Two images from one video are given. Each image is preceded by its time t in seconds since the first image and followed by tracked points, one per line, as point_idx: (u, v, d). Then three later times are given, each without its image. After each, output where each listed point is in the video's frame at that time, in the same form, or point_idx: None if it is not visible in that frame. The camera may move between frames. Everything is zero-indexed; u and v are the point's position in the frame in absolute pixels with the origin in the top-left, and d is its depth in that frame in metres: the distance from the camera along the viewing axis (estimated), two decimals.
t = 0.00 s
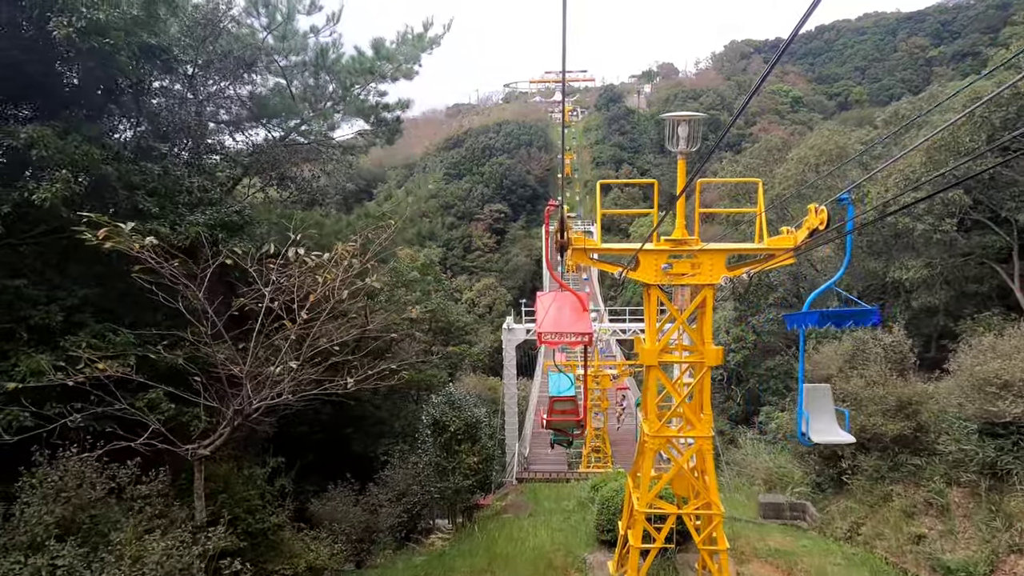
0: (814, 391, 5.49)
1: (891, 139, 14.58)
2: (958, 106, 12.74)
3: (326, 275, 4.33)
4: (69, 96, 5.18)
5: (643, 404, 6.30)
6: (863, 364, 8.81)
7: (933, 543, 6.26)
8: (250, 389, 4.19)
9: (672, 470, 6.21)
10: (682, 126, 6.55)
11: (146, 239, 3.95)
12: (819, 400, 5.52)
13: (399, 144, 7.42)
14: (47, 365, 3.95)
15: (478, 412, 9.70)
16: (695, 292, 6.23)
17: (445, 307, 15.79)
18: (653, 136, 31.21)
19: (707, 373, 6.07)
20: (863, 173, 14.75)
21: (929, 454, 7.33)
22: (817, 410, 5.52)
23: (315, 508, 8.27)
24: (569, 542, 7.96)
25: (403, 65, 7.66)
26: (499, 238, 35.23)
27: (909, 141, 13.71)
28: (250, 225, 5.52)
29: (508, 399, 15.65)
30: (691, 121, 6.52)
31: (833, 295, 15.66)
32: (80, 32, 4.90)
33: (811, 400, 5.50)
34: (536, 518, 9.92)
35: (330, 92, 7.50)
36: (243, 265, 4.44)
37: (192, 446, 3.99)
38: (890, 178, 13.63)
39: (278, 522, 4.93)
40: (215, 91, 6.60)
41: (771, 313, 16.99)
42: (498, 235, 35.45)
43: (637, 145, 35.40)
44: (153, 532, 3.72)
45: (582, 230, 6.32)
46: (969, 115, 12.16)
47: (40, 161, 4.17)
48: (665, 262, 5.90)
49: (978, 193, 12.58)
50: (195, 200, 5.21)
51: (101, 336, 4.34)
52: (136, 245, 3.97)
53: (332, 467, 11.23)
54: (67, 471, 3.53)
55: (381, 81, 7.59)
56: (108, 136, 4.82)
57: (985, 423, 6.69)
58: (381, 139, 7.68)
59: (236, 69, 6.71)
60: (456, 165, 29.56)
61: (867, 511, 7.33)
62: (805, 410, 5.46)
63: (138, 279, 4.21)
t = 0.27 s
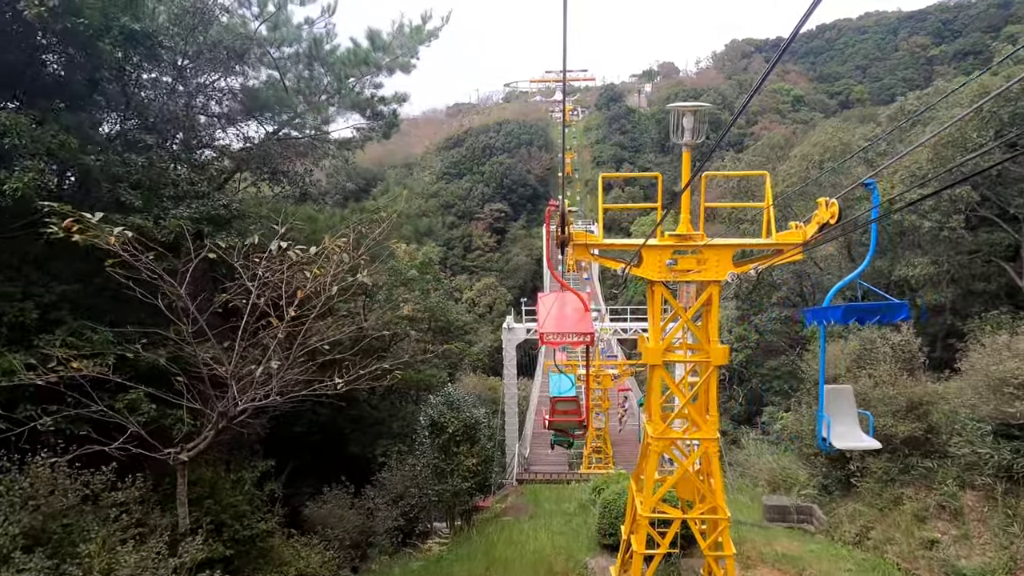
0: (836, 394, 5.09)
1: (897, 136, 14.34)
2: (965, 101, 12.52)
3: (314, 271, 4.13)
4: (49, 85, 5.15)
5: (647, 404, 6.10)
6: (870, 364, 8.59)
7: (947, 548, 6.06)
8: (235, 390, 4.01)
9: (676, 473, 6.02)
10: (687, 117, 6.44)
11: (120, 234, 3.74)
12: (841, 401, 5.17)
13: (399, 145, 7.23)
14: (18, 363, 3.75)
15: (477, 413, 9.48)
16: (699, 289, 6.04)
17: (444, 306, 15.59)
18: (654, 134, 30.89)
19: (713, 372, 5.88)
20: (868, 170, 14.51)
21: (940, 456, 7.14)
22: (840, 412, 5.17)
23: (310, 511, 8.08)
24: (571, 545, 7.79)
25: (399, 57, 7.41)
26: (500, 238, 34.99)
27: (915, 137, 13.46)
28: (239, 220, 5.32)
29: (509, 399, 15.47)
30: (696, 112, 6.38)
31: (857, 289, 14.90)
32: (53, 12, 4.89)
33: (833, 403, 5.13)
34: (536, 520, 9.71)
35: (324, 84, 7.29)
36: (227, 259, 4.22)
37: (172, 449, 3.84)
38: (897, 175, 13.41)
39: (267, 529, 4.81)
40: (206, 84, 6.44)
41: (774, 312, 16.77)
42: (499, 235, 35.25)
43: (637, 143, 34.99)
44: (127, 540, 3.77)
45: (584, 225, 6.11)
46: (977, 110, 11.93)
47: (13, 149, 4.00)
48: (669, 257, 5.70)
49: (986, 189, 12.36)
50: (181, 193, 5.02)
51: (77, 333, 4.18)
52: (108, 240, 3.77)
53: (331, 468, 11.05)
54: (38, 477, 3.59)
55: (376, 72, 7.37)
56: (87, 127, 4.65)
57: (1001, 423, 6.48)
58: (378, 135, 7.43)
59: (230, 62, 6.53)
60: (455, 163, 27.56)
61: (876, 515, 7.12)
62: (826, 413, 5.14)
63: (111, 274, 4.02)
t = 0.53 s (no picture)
0: (857, 400, 5.15)
1: (903, 133, 14.15)
2: (973, 95, 12.31)
3: (301, 265, 3.93)
4: (23, 69, 4.88)
5: (650, 405, 5.89)
6: (879, 363, 8.39)
7: (961, 554, 5.86)
8: (217, 391, 3.80)
9: (681, 476, 5.80)
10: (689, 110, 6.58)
11: (89, 225, 3.57)
12: (864, 405, 5.17)
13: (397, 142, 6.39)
14: None
15: (476, 414, 9.23)
16: (704, 286, 5.83)
17: (443, 305, 15.39)
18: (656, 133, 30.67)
19: (719, 371, 5.67)
20: (873, 167, 14.32)
21: (952, 458, 6.94)
22: (863, 417, 5.16)
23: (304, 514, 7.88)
24: (571, 549, 7.61)
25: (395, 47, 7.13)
26: (500, 238, 34.79)
27: (921, 133, 13.26)
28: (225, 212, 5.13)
29: (509, 399, 15.30)
30: (699, 103, 6.40)
31: (883, 282, 14.29)
32: None
33: (856, 409, 5.16)
34: (535, 523, 9.49)
35: (316, 72, 7.03)
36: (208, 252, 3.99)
37: (148, 453, 3.67)
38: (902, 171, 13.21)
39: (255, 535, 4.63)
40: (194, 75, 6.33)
41: (777, 312, 16.57)
42: (500, 234, 35.09)
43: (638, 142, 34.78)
44: (100, 550, 3.70)
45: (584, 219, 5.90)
46: (985, 106, 11.74)
47: None
48: (673, 252, 5.48)
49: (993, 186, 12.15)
50: (164, 184, 4.84)
51: (50, 332, 4.01)
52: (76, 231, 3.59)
53: (328, 469, 10.84)
54: (3, 484, 3.53)
55: (371, 63, 7.10)
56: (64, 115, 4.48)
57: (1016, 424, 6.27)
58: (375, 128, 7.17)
59: (219, 51, 6.44)
60: (455, 162, 27.45)
61: (885, 519, 6.92)
62: (849, 416, 5.13)
63: (82, 267, 3.87)
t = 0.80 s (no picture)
0: (883, 405, 4.96)
1: (908, 129, 13.96)
2: (980, 91, 12.11)
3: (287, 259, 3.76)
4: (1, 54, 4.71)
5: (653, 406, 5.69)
6: (886, 363, 8.20)
7: (976, 560, 5.65)
8: (197, 392, 3.61)
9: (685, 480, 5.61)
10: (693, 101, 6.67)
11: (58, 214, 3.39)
12: (892, 411, 4.97)
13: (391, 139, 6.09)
14: None
15: (474, 415, 9.12)
16: (709, 283, 5.64)
17: (442, 304, 15.20)
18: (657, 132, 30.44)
19: (724, 371, 5.47)
20: (878, 164, 14.12)
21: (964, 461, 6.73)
22: (891, 423, 4.96)
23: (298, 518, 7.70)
24: (572, 554, 7.43)
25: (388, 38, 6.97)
26: (500, 237, 34.49)
27: (925, 130, 13.10)
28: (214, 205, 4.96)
29: (508, 399, 15.12)
30: (705, 93, 6.56)
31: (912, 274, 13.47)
32: None
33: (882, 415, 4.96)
34: (534, 527, 9.30)
35: (309, 64, 6.90)
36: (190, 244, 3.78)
37: (123, 456, 3.48)
38: (907, 168, 13.02)
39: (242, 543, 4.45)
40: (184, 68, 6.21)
41: (780, 311, 16.36)
42: (500, 234, 34.88)
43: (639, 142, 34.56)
44: (70, 561, 3.53)
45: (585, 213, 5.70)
46: (994, 101, 11.58)
47: None
48: (677, 248, 5.29)
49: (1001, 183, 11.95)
50: (146, 175, 4.69)
51: (21, 328, 3.84)
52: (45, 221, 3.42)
53: (323, 471, 10.62)
54: None
55: (365, 53, 6.98)
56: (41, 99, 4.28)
57: None
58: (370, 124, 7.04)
59: (210, 41, 6.27)
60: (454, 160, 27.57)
61: (894, 524, 6.75)
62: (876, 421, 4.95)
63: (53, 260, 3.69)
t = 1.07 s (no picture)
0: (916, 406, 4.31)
1: (913, 126, 13.79)
2: (987, 86, 11.91)
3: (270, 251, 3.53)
4: None
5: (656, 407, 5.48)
6: (894, 363, 8.00)
7: (991, 567, 5.45)
8: (174, 393, 3.40)
9: (689, 483, 5.40)
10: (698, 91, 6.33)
11: (21, 202, 3.20)
12: (926, 415, 4.32)
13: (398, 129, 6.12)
14: None
15: (472, 415, 8.94)
16: (714, 279, 5.44)
17: (441, 303, 15.00)
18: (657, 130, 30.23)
19: (730, 371, 5.26)
20: (883, 161, 13.92)
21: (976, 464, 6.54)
22: (925, 429, 4.31)
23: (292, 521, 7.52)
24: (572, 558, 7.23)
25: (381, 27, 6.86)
26: (500, 237, 34.26)
27: (931, 126, 12.93)
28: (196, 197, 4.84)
29: (508, 399, 14.91)
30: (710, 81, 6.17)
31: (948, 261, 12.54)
32: None
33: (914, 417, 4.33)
34: (534, 530, 9.12)
35: (300, 54, 6.69)
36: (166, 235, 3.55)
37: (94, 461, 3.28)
38: (912, 165, 12.82)
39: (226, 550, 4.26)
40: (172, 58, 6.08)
41: (783, 310, 16.14)
42: (500, 234, 34.66)
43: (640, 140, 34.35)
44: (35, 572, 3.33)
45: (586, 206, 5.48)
46: (1001, 97, 11.41)
47: None
48: (682, 243, 5.07)
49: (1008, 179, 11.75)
50: (127, 165, 4.52)
51: None
52: (8, 209, 3.24)
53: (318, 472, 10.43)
54: None
55: (357, 40, 6.79)
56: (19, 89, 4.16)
57: None
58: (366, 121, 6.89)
59: (197, 29, 6.11)
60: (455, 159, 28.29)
61: (904, 529, 6.58)
62: (908, 426, 4.28)
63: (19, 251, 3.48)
